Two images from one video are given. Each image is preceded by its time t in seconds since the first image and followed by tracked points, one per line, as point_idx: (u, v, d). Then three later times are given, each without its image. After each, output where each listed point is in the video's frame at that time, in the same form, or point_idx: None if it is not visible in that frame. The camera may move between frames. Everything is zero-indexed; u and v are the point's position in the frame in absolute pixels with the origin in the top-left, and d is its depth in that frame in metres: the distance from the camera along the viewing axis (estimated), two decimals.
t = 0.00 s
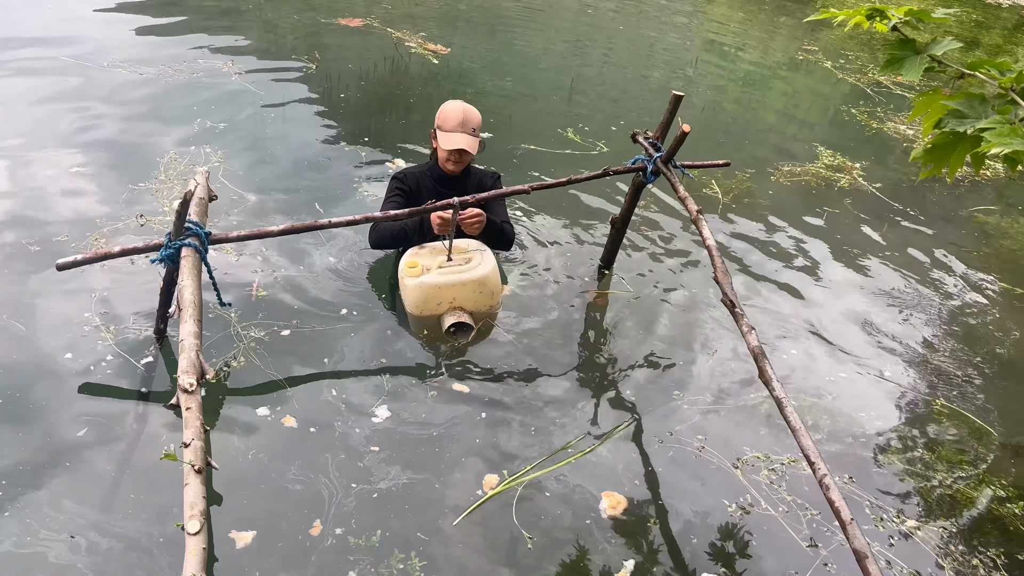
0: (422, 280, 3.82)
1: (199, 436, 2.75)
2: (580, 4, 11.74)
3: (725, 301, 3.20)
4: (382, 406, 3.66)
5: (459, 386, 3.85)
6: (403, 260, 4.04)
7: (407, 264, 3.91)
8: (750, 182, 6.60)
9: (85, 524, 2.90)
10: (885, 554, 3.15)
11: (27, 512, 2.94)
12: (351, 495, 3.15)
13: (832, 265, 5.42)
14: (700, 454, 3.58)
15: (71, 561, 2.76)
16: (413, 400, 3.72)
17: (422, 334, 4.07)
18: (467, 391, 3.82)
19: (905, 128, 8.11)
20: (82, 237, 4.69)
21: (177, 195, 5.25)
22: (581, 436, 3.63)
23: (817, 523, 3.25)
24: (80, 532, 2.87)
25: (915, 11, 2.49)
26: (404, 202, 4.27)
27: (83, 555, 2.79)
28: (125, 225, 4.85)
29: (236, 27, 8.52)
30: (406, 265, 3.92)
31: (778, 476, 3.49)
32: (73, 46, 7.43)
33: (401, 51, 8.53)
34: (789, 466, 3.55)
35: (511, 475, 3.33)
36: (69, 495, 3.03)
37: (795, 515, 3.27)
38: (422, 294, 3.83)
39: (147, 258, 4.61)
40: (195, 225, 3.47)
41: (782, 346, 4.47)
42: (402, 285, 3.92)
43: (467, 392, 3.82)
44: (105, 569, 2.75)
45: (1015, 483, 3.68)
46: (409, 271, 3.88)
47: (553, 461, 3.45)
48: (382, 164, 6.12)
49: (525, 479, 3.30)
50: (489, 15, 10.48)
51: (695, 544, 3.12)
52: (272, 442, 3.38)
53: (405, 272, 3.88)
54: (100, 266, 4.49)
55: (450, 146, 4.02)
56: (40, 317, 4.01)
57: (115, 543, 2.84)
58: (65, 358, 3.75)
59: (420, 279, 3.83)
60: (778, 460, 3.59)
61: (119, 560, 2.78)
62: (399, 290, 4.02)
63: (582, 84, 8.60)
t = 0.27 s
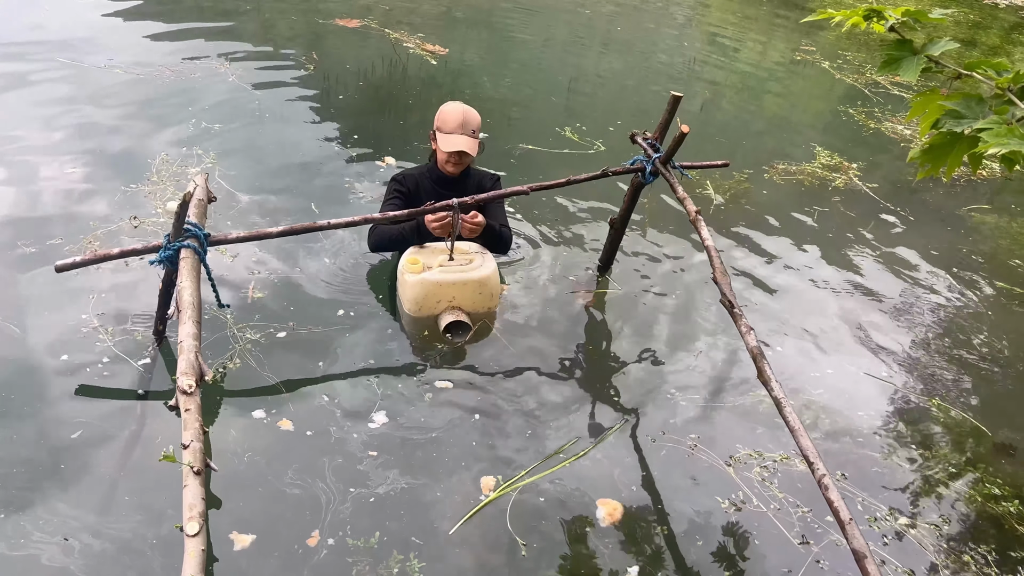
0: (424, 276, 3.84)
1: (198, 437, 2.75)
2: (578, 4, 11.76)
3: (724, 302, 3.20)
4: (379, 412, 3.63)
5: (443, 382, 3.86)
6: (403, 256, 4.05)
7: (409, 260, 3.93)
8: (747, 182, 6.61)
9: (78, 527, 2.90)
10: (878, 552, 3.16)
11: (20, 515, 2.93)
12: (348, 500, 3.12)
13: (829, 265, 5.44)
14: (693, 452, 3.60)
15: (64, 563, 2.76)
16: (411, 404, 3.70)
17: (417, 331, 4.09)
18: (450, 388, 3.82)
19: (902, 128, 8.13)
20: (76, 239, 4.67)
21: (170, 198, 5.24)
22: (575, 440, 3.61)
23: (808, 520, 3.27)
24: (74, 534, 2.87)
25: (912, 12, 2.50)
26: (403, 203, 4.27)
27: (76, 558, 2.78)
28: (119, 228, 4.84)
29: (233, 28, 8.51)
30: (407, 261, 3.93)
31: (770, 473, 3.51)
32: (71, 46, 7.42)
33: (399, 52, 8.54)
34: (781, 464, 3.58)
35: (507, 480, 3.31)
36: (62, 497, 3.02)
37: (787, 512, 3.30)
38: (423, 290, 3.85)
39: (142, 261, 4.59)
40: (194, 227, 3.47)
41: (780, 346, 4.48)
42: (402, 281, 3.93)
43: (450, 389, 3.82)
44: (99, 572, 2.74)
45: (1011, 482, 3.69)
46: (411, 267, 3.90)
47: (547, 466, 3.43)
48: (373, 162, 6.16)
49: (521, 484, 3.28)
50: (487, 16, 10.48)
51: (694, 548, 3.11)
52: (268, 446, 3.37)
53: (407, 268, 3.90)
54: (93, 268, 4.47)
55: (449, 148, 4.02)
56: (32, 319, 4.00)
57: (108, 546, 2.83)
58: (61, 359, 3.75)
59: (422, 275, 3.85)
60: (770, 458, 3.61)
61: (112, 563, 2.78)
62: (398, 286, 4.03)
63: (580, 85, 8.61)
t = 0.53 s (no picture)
0: (422, 279, 3.82)
1: (195, 439, 2.74)
2: (575, 5, 11.78)
3: (721, 303, 3.21)
4: (376, 419, 3.59)
5: (422, 380, 3.88)
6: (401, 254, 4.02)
7: (408, 261, 3.90)
8: (744, 182, 6.63)
9: (71, 530, 2.89)
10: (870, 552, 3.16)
11: (12, 518, 2.92)
12: (343, 507, 3.10)
13: (825, 266, 5.45)
14: (684, 449, 3.62)
15: (55, 567, 2.75)
16: (407, 408, 3.68)
17: (411, 330, 4.11)
18: (428, 387, 3.83)
19: (898, 128, 8.15)
20: (67, 243, 4.64)
21: (161, 201, 5.20)
22: (569, 443, 3.60)
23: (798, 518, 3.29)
24: (66, 538, 2.86)
25: (908, 13, 2.51)
26: (399, 204, 4.27)
27: (67, 561, 2.77)
28: (110, 230, 4.80)
29: (230, 29, 8.51)
30: (406, 262, 3.90)
31: (761, 471, 3.52)
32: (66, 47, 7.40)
33: (396, 52, 8.54)
34: (772, 461, 3.59)
35: (502, 487, 3.28)
36: (55, 501, 3.01)
37: (776, 511, 3.31)
38: (420, 293, 3.84)
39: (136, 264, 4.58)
40: (191, 228, 3.46)
41: (778, 348, 4.47)
42: (399, 281, 3.91)
43: (428, 387, 3.83)
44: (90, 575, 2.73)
45: (1007, 482, 3.70)
46: (409, 268, 3.87)
47: (540, 471, 3.41)
48: (363, 161, 6.17)
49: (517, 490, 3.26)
50: (484, 16, 10.49)
51: (692, 552, 3.10)
52: (263, 450, 3.34)
53: (405, 269, 3.87)
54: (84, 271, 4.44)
55: (445, 148, 4.03)
56: (22, 323, 3.98)
57: (101, 549, 2.82)
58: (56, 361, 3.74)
59: (420, 278, 3.83)
60: (762, 455, 3.63)
61: (104, 566, 2.77)
62: (395, 285, 4.01)
63: (577, 85, 8.62)
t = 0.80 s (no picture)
0: (416, 278, 3.83)
1: (192, 441, 2.73)
2: (571, 6, 11.80)
3: (717, 303, 3.21)
4: (373, 425, 3.56)
5: (398, 380, 3.88)
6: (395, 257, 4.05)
7: (401, 261, 3.93)
8: (739, 183, 6.65)
9: (62, 535, 2.87)
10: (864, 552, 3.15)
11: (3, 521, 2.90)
12: (338, 513, 3.07)
13: (821, 267, 5.46)
14: (674, 447, 3.64)
15: (46, 570, 2.73)
16: (404, 413, 3.66)
17: (405, 333, 4.08)
18: (405, 386, 3.84)
19: (894, 129, 8.18)
20: (59, 244, 4.63)
21: (151, 204, 5.19)
22: (561, 446, 3.57)
23: (788, 516, 3.30)
24: (57, 543, 2.84)
25: (904, 14, 2.52)
26: (391, 205, 4.27)
27: (57, 565, 2.76)
28: (102, 232, 4.80)
29: (226, 30, 8.50)
30: (399, 262, 3.93)
31: (751, 467, 3.56)
32: (62, 48, 7.39)
33: (392, 54, 8.54)
34: (762, 459, 3.62)
35: (494, 495, 3.24)
36: (46, 504, 2.99)
37: (764, 507, 3.34)
38: (414, 292, 3.84)
39: (129, 265, 4.57)
40: (188, 229, 3.46)
41: (774, 349, 4.48)
42: (393, 281, 3.92)
43: (404, 386, 3.84)
44: None
45: (1000, 481, 3.72)
46: (402, 268, 3.89)
47: (532, 477, 3.37)
48: (352, 160, 6.20)
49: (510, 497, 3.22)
50: (481, 18, 10.50)
51: (690, 556, 3.08)
52: (257, 454, 3.32)
53: (398, 269, 3.89)
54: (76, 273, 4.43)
55: (439, 148, 4.02)
56: (12, 324, 3.96)
57: (94, 553, 2.81)
58: (50, 363, 3.73)
59: (413, 277, 3.84)
60: (752, 453, 3.66)
61: (95, 569, 2.76)
62: (389, 287, 4.03)
63: (573, 86, 8.63)
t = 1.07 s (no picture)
0: (410, 281, 3.82)
1: (186, 443, 2.72)
2: (567, 8, 11.81)
3: (713, 305, 3.20)
4: (370, 430, 3.54)
5: (377, 382, 3.87)
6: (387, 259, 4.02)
7: (394, 264, 3.90)
8: (735, 184, 6.66)
9: (55, 538, 2.86)
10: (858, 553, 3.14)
11: None
12: (333, 519, 3.05)
13: (816, 267, 5.46)
14: (664, 446, 3.65)
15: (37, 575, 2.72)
16: (400, 417, 3.64)
17: (398, 336, 4.06)
18: (383, 387, 3.83)
19: (889, 130, 8.20)
20: (50, 248, 4.60)
21: (143, 206, 5.16)
22: (551, 452, 3.54)
23: (780, 515, 3.30)
24: (50, 547, 2.82)
25: (898, 15, 2.52)
26: (382, 207, 4.26)
27: (49, 568, 2.75)
28: (93, 235, 4.77)
29: (221, 32, 8.49)
30: (392, 265, 3.90)
31: (741, 465, 3.57)
32: (58, 50, 7.37)
33: (388, 55, 8.54)
34: (752, 456, 3.64)
35: (489, 504, 3.19)
36: (39, 509, 2.97)
37: (753, 504, 3.34)
38: (408, 295, 3.83)
39: (121, 269, 4.54)
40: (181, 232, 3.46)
41: (769, 350, 4.47)
42: (386, 284, 3.90)
43: (383, 388, 3.83)
44: None
45: (994, 480, 3.72)
46: (395, 271, 3.87)
47: (524, 484, 3.33)
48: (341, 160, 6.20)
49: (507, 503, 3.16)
50: (477, 19, 10.51)
51: (688, 561, 3.07)
52: (252, 459, 3.30)
53: (391, 272, 3.87)
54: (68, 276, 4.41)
55: (434, 149, 4.02)
56: (1, 328, 3.93)
57: (86, 557, 2.80)
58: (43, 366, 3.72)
59: (407, 280, 3.83)
60: (743, 451, 3.67)
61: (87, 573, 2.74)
62: (382, 289, 4.00)
63: (569, 88, 8.64)
